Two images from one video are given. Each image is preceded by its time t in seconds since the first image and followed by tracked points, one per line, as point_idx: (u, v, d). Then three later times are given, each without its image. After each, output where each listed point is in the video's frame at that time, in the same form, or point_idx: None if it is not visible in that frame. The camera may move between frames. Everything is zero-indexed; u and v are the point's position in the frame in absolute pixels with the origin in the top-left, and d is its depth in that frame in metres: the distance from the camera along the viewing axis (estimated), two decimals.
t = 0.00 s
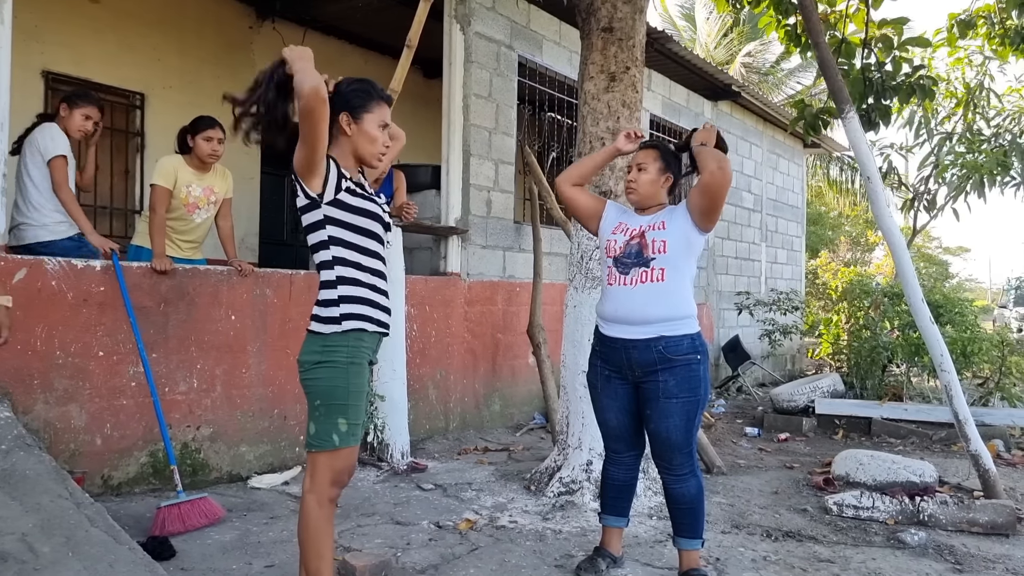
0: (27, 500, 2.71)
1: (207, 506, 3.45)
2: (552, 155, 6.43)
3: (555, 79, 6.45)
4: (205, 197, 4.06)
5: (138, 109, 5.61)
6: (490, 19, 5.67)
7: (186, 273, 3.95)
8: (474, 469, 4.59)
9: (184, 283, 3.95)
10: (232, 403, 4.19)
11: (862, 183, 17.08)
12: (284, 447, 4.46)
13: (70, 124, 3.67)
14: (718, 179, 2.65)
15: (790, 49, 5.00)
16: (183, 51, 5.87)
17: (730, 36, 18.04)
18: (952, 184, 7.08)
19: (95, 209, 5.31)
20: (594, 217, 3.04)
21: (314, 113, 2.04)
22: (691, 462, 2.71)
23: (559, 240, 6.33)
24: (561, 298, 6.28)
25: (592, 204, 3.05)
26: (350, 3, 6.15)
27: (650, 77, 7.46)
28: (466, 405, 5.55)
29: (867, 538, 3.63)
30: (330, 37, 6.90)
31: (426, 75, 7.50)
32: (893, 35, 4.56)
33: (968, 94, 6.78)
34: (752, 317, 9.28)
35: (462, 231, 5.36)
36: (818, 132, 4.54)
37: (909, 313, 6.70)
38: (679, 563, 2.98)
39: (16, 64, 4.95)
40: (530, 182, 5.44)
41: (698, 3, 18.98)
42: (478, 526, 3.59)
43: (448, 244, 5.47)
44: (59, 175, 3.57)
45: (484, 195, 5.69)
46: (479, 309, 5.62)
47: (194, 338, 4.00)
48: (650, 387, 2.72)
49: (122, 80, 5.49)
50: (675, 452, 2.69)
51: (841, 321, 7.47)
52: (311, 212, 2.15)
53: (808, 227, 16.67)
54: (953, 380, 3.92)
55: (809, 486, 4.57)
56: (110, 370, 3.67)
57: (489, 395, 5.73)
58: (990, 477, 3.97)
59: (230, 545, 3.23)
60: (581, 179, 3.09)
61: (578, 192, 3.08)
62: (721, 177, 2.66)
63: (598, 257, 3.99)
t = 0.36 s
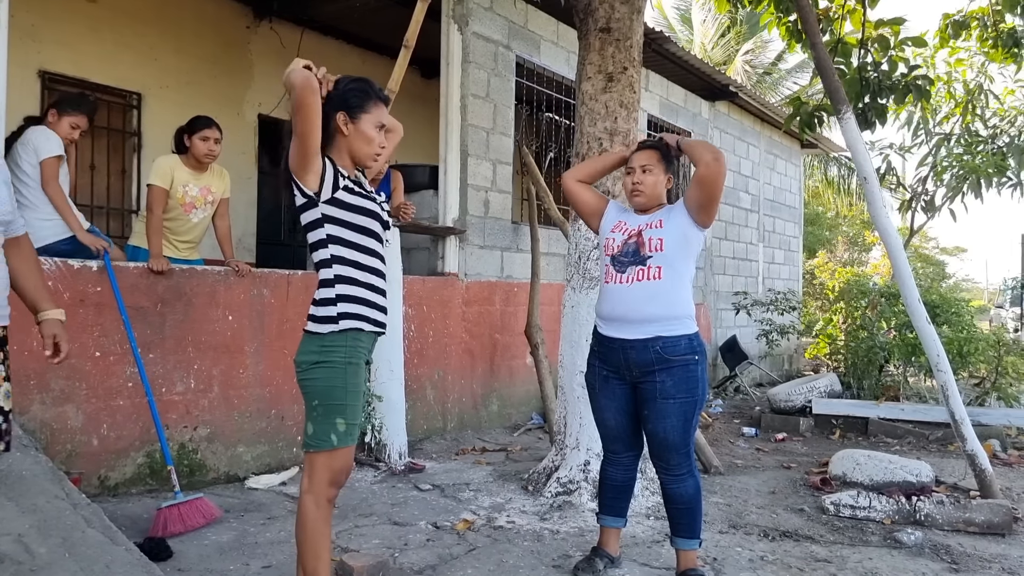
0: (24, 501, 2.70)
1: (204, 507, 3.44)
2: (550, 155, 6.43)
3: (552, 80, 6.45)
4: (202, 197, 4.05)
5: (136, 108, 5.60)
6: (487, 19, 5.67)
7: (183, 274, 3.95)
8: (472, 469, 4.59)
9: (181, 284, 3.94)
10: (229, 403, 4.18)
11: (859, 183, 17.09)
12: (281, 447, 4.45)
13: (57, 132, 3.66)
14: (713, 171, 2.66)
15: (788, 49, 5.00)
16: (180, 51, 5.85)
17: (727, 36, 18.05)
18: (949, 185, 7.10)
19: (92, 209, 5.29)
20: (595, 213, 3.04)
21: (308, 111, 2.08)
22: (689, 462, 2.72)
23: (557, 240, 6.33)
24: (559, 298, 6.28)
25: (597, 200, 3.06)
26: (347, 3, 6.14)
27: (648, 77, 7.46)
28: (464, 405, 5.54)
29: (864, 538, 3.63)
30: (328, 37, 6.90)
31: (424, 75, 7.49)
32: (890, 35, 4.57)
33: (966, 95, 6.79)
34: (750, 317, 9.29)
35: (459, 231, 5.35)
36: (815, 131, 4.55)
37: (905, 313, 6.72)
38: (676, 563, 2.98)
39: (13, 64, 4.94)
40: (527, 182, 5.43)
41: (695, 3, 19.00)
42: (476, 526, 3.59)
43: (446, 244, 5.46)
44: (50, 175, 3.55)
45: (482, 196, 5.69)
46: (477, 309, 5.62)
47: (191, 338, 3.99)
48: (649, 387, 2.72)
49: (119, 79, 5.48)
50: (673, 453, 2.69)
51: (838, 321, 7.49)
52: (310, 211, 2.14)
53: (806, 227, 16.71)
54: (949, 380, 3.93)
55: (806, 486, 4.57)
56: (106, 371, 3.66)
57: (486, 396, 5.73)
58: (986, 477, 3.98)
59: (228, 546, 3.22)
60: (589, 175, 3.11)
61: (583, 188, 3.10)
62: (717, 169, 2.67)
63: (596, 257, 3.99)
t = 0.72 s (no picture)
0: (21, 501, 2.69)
1: (202, 506, 3.44)
2: (548, 155, 6.44)
3: (550, 80, 6.46)
4: (199, 196, 4.05)
5: (133, 108, 5.59)
6: (485, 19, 5.67)
7: (181, 273, 3.94)
8: (470, 469, 4.59)
9: (179, 284, 3.93)
10: (226, 403, 4.18)
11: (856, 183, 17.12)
12: (279, 447, 4.45)
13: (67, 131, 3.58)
14: (720, 171, 2.66)
15: (785, 50, 5.02)
16: (178, 51, 5.85)
17: (725, 37, 18.08)
18: (946, 185, 7.12)
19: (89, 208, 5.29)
20: (595, 213, 3.04)
21: (294, 135, 2.05)
22: (688, 462, 2.72)
23: (555, 240, 6.34)
24: (557, 298, 6.28)
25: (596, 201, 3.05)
26: (345, 3, 6.14)
27: (646, 78, 7.46)
28: (462, 405, 5.54)
29: (862, 538, 3.64)
30: (326, 37, 6.90)
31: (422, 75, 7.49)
32: (887, 36, 4.58)
33: (962, 95, 6.81)
34: (748, 318, 9.31)
35: (457, 231, 5.35)
36: (813, 132, 4.56)
37: (903, 314, 6.73)
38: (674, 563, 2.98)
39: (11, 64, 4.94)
40: (525, 182, 5.43)
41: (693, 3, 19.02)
42: (474, 526, 3.59)
43: (444, 244, 5.46)
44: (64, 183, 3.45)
45: (480, 195, 5.68)
46: (475, 309, 5.62)
47: (188, 338, 3.99)
48: (649, 386, 2.72)
49: (117, 79, 5.47)
50: (673, 452, 2.69)
51: (836, 321, 7.50)
52: (303, 214, 2.14)
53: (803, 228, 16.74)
54: (946, 380, 3.93)
55: (804, 486, 4.58)
56: (104, 370, 3.65)
57: (484, 396, 5.73)
58: (984, 477, 3.98)
59: (225, 546, 3.22)
60: (583, 174, 3.08)
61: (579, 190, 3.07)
62: (724, 168, 2.67)
63: (594, 257, 3.99)
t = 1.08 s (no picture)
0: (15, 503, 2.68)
1: (197, 507, 3.44)
2: (546, 155, 6.44)
3: (548, 80, 6.46)
4: (196, 196, 4.04)
5: (129, 107, 5.58)
6: (482, 19, 5.67)
7: (177, 274, 3.93)
8: (468, 469, 4.59)
9: (176, 284, 3.92)
10: (223, 404, 4.17)
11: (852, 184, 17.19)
12: (276, 448, 4.44)
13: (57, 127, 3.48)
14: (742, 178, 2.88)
15: (782, 50, 5.03)
16: (175, 50, 5.84)
17: (722, 37, 18.10)
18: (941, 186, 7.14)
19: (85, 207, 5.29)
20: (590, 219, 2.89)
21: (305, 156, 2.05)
22: (690, 461, 2.73)
23: (552, 240, 6.34)
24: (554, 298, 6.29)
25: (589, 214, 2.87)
26: (342, 2, 6.13)
27: (643, 78, 7.46)
28: (459, 405, 5.54)
29: (858, 537, 3.64)
30: (323, 37, 6.89)
31: (420, 75, 7.49)
32: (884, 36, 4.59)
33: (957, 96, 6.83)
34: (745, 318, 9.32)
35: (455, 231, 5.35)
36: (810, 133, 4.56)
37: (899, 313, 6.75)
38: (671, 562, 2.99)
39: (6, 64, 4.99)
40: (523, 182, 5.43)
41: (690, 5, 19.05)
42: (471, 526, 3.59)
43: (441, 245, 5.45)
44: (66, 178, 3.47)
45: (477, 195, 5.68)
46: (473, 309, 5.62)
47: (186, 337, 3.98)
48: (662, 386, 2.72)
49: (113, 78, 5.47)
50: (679, 449, 2.71)
51: (834, 321, 7.39)
52: (301, 217, 2.14)
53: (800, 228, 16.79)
54: (942, 379, 3.94)
55: (801, 486, 4.59)
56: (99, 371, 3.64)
57: (482, 396, 5.73)
58: (979, 476, 3.99)
59: (221, 546, 3.21)
60: (568, 187, 2.90)
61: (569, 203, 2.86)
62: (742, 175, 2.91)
63: (591, 258, 3.99)
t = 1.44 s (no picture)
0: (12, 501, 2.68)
1: (196, 506, 3.44)
2: (544, 155, 6.44)
3: (546, 79, 6.46)
4: (194, 195, 4.03)
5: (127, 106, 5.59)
6: (481, 19, 5.66)
7: (174, 273, 3.92)
8: (466, 469, 4.59)
9: (173, 283, 3.92)
10: (221, 403, 4.17)
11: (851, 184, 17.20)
12: (273, 447, 4.44)
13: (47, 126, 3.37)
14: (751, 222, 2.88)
15: (780, 50, 5.03)
16: (173, 48, 5.84)
17: (720, 37, 18.12)
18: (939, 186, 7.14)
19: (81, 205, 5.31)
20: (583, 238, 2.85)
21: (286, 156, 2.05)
22: (689, 460, 2.73)
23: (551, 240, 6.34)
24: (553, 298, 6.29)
25: (582, 251, 2.85)
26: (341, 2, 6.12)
27: (642, 78, 7.46)
28: (457, 405, 5.54)
29: (856, 537, 3.65)
30: (322, 36, 6.89)
31: (418, 75, 7.48)
32: (881, 37, 4.59)
33: (956, 96, 6.82)
34: (743, 317, 9.32)
35: (453, 231, 5.35)
36: (807, 130, 4.56)
37: (897, 313, 6.74)
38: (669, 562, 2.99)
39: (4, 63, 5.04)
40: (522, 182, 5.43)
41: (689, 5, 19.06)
42: (469, 526, 3.58)
43: (439, 244, 5.45)
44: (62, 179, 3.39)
45: (476, 195, 5.68)
46: (471, 309, 5.62)
47: (182, 337, 3.98)
48: (665, 385, 2.72)
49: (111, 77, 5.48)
50: (680, 448, 2.71)
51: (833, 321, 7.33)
52: (288, 215, 2.14)
53: (798, 228, 16.80)
54: (940, 380, 3.93)
55: (799, 486, 4.58)
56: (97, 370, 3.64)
57: (480, 396, 5.73)
58: (978, 476, 3.99)
59: (220, 545, 3.21)
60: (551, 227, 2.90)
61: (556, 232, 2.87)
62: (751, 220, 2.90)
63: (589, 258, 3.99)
